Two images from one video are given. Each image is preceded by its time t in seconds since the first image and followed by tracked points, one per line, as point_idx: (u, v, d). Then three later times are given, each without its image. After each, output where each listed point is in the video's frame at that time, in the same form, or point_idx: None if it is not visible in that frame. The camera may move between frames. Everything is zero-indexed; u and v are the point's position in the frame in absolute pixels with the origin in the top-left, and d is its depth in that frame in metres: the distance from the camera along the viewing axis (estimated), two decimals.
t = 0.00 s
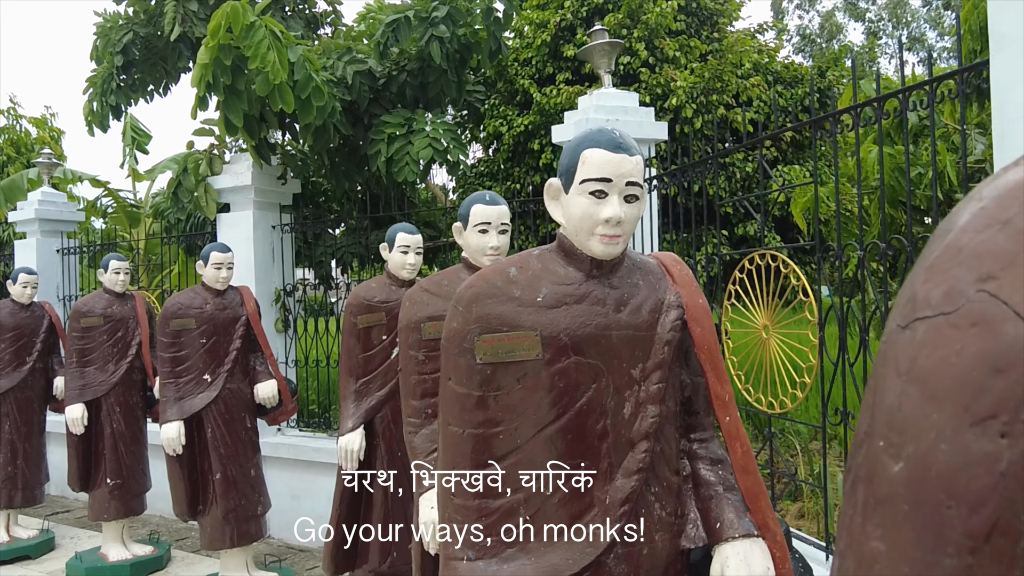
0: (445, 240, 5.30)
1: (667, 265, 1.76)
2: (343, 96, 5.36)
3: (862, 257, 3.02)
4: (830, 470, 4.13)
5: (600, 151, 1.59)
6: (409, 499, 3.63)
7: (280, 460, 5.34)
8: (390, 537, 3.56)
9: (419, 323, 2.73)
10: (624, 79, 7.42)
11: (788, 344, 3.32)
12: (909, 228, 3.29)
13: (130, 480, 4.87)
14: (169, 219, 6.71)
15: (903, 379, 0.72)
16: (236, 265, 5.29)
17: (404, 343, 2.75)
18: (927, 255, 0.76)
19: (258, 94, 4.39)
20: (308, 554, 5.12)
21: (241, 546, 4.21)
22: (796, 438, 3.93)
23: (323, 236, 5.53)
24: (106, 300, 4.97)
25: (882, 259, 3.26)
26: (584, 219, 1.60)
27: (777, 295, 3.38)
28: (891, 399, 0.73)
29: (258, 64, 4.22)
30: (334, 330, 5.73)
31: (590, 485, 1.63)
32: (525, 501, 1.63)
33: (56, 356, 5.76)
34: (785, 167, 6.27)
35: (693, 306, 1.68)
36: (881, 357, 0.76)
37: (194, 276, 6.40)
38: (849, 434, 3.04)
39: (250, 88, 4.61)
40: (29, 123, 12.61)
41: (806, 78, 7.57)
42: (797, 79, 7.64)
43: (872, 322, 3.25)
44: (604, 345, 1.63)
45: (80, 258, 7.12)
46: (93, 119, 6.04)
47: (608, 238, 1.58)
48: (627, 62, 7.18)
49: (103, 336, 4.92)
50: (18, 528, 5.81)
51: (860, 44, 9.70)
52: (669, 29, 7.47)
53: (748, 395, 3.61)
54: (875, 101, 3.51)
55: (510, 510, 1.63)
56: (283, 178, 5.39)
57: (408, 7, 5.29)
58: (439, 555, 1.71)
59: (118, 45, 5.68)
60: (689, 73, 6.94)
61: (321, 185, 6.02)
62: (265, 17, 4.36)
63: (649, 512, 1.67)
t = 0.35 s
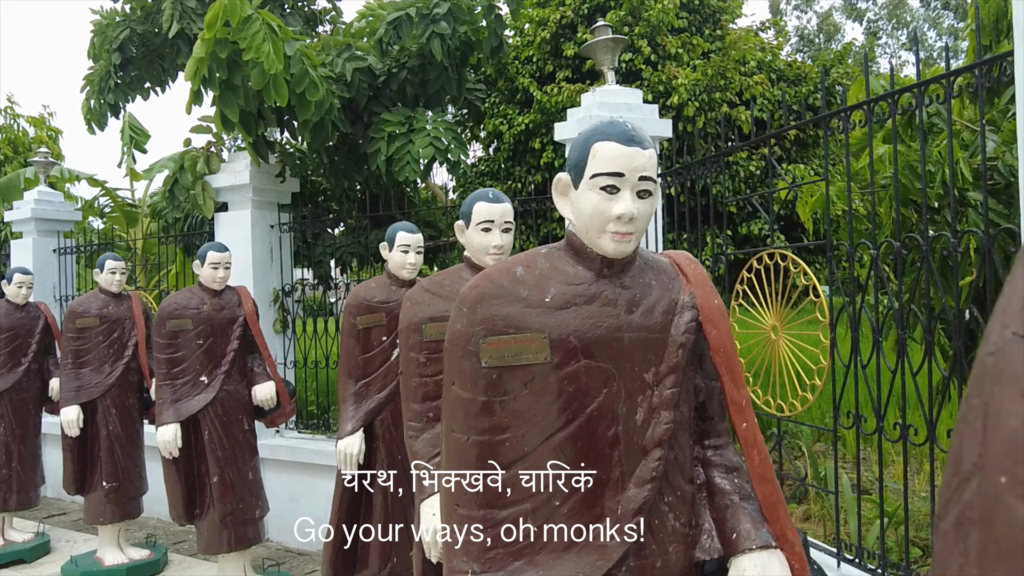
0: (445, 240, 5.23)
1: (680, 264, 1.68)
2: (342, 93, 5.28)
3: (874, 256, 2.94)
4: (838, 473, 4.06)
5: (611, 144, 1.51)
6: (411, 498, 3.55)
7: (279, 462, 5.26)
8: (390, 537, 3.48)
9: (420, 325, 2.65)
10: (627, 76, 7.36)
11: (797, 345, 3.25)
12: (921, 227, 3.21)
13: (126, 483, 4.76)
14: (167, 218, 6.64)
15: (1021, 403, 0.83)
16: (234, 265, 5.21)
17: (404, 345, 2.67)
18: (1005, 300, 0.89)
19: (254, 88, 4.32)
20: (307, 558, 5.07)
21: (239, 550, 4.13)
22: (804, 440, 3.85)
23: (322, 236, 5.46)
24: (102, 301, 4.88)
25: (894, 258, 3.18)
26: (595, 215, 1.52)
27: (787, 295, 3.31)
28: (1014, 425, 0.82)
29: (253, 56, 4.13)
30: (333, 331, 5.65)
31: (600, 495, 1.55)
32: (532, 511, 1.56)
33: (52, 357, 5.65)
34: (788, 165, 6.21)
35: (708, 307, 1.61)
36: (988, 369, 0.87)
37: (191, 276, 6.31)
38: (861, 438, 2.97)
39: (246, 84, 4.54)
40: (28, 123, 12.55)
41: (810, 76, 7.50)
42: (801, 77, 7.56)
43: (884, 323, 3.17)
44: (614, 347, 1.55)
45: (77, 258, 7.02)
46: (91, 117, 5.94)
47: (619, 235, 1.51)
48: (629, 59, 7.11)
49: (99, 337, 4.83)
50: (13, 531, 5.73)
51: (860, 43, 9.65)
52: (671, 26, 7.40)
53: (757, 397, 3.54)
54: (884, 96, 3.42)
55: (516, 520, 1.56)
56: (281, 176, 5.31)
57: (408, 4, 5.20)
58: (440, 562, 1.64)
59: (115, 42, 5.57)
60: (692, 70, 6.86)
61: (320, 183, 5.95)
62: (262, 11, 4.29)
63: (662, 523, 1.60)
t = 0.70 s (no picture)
0: (446, 239, 5.17)
1: (695, 262, 1.62)
2: (342, 91, 5.22)
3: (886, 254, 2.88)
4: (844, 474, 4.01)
5: (623, 136, 1.44)
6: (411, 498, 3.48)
7: (278, 464, 5.20)
8: (389, 536, 3.41)
9: (422, 325, 2.58)
10: (628, 74, 7.30)
11: (807, 345, 3.18)
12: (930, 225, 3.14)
13: (123, 485, 4.67)
14: (166, 216, 6.58)
15: None
16: (232, 265, 5.14)
17: (406, 346, 2.60)
18: None
19: (249, 82, 4.24)
20: (307, 561, 5.00)
21: (237, 553, 4.07)
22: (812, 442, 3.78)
23: (322, 235, 5.42)
24: (98, 301, 4.77)
25: (906, 257, 3.12)
26: (606, 211, 1.45)
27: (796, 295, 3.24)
28: None
29: (247, 49, 4.07)
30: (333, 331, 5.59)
31: (611, 504, 1.49)
32: (539, 520, 1.49)
33: (48, 357, 5.50)
34: (793, 164, 6.14)
35: (723, 307, 1.54)
36: None
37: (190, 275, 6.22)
38: (873, 440, 2.91)
39: (243, 79, 4.48)
40: (24, 121, 12.46)
41: (813, 74, 7.44)
42: (805, 75, 7.50)
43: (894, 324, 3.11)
44: (626, 349, 1.48)
45: (74, 258, 6.91)
46: (90, 115, 5.90)
47: (632, 231, 1.44)
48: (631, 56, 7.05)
49: (95, 338, 4.72)
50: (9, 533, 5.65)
51: (860, 42, 9.61)
52: (673, 24, 7.34)
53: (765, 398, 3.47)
54: (890, 93, 3.34)
55: (524, 531, 1.49)
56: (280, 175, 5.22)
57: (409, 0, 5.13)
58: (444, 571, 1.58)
59: (111, 39, 5.46)
60: (695, 68, 6.80)
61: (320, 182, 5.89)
62: (259, 4, 4.23)
63: (675, 532, 1.54)
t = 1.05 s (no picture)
0: (447, 238, 5.10)
1: (713, 258, 1.54)
2: (342, 88, 5.15)
3: (902, 251, 2.80)
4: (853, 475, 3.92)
5: (640, 124, 1.37)
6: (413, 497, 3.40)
7: (277, 465, 5.13)
8: (390, 537, 3.33)
9: (425, 324, 2.50)
10: (631, 71, 7.22)
11: (818, 344, 3.11)
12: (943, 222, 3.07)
13: (120, 486, 4.58)
14: (164, 215, 6.49)
15: None
16: (231, 264, 5.06)
17: (409, 345, 2.53)
18: None
19: (246, 75, 4.16)
20: (307, 564, 4.93)
21: (236, 556, 3.99)
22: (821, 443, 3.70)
23: (321, 234, 5.35)
24: (95, 299, 4.69)
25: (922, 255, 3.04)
26: (622, 202, 1.38)
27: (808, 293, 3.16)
28: None
29: (243, 40, 4.04)
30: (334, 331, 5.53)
31: (627, 511, 1.41)
32: (551, 526, 1.43)
33: (46, 357, 5.40)
34: (798, 162, 6.07)
35: (744, 304, 1.47)
36: None
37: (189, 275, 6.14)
38: (888, 442, 2.84)
39: (242, 74, 4.38)
40: (22, 120, 12.40)
41: (817, 71, 7.36)
42: (809, 73, 7.42)
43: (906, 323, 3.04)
44: (642, 348, 1.41)
45: (72, 257, 6.81)
46: (88, 114, 5.71)
47: (649, 225, 1.37)
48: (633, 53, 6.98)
49: (92, 337, 4.64)
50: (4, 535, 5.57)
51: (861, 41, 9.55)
52: (676, 20, 7.27)
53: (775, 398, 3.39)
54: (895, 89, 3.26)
55: (535, 538, 1.42)
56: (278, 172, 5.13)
57: None
58: None
59: (109, 36, 5.30)
60: (698, 65, 6.72)
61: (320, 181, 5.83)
62: None
63: (694, 540, 1.47)
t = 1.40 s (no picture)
0: (449, 237, 5.03)
1: (733, 251, 1.48)
2: (342, 84, 5.09)
3: (918, 247, 2.72)
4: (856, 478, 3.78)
5: (659, 109, 1.30)
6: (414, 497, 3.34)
7: (277, 466, 5.06)
8: (390, 537, 3.26)
9: (429, 322, 2.43)
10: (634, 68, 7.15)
11: (830, 343, 3.04)
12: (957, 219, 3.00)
13: (118, 487, 4.51)
14: (163, 213, 6.41)
15: None
16: (230, 262, 4.99)
17: (413, 343, 2.46)
18: None
19: (245, 69, 4.10)
20: (307, 566, 4.86)
21: (236, 558, 3.93)
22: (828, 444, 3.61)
23: (322, 232, 5.27)
24: (93, 298, 4.61)
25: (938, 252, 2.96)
26: (640, 192, 1.31)
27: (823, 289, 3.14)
28: None
29: (242, 33, 3.97)
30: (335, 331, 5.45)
31: (645, 517, 1.35)
32: (565, 532, 1.36)
33: (44, 357, 5.31)
34: (804, 160, 6.00)
35: (766, 299, 1.41)
36: None
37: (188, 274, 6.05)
38: (903, 442, 2.77)
39: (241, 70, 4.32)
40: (22, 119, 12.32)
41: (821, 69, 7.29)
42: (813, 71, 7.35)
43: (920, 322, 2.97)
44: (661, 345, 1.34)
45: (70, 256, 6.73)
46: (86, 112, 5.50)
47: (669, 215, 1.30)
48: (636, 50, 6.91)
49: (89, 336, 4.56)
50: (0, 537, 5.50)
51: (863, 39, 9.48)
52: (679, 16, 7.21)
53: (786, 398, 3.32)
54: (902, 85, 3.15)
55: (550, 546, 1.35)
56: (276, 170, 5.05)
57: None
58: None
59: (107, 33, 5.08)
60: (702, 62, 6.66)
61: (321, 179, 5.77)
62: None
63: (714, 547, 1.41)
